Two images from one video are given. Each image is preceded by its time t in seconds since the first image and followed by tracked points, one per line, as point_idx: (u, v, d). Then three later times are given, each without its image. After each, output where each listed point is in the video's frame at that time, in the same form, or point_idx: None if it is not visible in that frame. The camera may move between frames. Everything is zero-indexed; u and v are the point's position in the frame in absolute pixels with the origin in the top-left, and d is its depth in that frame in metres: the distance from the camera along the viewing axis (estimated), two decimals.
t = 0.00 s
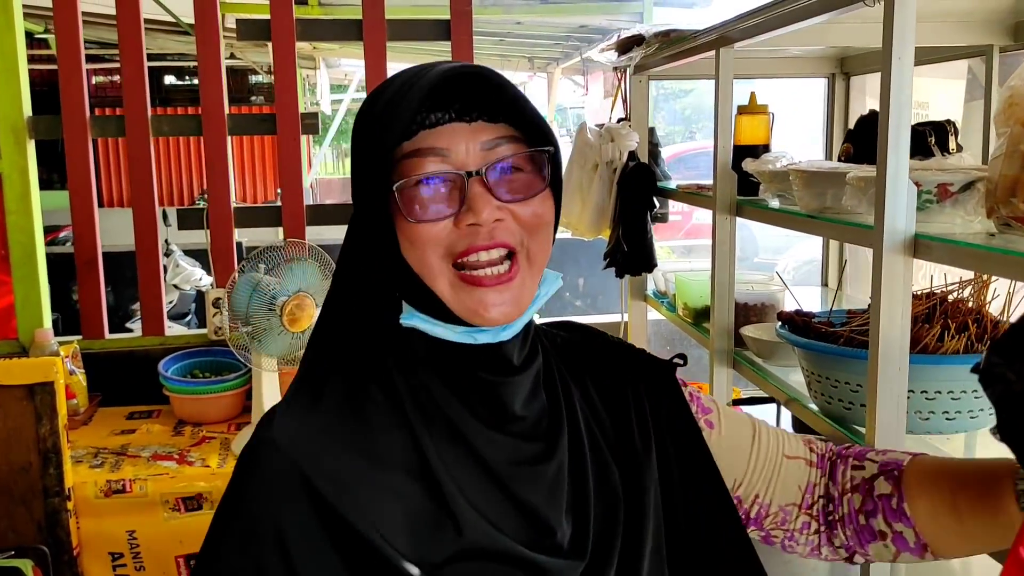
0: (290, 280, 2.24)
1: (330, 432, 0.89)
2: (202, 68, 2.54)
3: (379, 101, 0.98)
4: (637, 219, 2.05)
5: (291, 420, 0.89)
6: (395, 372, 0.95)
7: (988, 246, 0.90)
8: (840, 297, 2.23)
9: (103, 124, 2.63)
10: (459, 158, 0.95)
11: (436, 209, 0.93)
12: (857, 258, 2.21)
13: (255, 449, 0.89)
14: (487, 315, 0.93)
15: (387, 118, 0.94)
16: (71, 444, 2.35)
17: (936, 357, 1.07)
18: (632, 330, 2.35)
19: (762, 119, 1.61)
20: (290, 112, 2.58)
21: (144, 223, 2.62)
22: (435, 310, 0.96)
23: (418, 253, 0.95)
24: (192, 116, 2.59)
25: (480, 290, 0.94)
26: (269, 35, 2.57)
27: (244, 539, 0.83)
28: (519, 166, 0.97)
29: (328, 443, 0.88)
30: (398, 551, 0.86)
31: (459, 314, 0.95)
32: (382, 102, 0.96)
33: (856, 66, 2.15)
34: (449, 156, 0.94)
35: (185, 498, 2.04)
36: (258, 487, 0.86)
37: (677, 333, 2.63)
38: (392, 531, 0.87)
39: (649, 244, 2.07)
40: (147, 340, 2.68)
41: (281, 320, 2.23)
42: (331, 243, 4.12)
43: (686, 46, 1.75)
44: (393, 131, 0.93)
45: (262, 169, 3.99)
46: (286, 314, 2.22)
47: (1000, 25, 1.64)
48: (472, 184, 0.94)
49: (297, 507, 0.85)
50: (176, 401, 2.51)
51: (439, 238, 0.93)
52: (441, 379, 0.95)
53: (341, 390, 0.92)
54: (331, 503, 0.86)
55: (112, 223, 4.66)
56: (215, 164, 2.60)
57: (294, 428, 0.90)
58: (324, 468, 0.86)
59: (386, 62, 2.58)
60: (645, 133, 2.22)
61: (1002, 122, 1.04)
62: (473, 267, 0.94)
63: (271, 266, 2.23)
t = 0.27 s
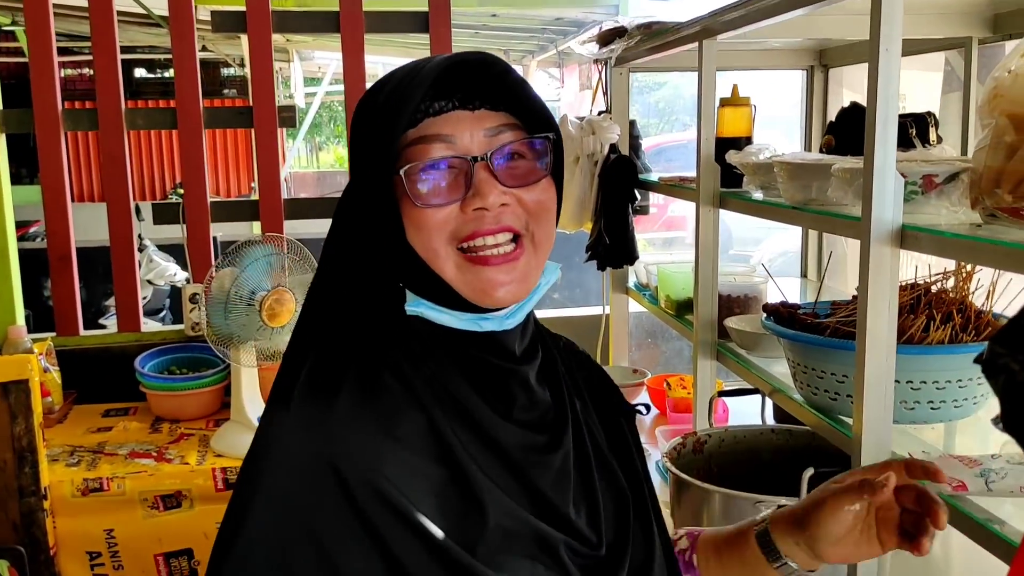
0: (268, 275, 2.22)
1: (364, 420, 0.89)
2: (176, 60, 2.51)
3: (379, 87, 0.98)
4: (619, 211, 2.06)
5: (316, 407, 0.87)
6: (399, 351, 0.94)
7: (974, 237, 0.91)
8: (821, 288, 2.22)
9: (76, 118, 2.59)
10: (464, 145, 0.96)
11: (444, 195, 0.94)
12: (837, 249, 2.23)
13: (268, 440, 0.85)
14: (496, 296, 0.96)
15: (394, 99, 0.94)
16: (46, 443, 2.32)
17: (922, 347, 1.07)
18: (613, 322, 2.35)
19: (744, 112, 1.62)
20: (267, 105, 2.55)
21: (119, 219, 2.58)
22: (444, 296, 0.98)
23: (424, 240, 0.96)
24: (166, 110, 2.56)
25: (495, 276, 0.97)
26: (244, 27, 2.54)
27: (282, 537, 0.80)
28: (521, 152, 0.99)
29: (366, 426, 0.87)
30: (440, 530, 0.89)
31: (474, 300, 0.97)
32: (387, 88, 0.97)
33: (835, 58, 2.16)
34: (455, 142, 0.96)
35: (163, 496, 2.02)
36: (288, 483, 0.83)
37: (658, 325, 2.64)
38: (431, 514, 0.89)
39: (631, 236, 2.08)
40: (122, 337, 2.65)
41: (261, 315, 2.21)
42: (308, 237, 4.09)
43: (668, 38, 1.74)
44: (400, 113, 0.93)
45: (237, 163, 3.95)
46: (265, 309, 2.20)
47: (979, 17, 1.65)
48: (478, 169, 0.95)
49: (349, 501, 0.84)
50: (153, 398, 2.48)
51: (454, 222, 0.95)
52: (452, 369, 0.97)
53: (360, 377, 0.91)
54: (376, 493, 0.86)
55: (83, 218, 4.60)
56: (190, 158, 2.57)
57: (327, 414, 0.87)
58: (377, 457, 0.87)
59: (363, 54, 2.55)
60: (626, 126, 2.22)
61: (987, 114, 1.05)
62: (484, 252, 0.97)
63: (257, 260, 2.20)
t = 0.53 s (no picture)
0: (236, 265, 2.19)
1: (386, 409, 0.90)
2: (139, 47, 2.47)
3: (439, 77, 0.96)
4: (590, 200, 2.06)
5: (344, 399, 0.88)
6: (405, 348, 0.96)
7: (945, 220, 0.92)
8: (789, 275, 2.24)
9: (36, 105, 2.54)
10: (519, 150, 0.98)
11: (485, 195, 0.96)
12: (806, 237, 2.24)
13: (284, 435, 0.87)
14: (526, 297, 1.01)
15: (477, 105, 0.93)
16: (8, 436, 2.28)
17: (893, 331, 1.08)
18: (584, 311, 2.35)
19: (714, 100, 1.63)
20: (233, 93, 2.51)
21: (81, 208, 2.54)
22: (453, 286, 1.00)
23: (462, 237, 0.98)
24: (129, 97, 2.51)
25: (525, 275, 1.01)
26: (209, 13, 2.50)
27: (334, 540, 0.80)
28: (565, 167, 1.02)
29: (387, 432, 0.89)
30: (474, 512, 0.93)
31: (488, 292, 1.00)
32: (458, 85, 0.95)
33: (802, 48, 2.17)
34: (512, 146, 0.98)
35: (130, 489, 1.99)
36: (327, 471, 0.85)
37: (628, 314, 2.65)
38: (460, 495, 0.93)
39: (601, 225, 2.07)
40: (85, 329, 2.60)
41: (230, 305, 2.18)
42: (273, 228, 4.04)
43: (640, 26, 1.75)
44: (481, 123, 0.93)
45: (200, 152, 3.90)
46: (234, 299, 2.18)
47: (945, 7, 1.67)
48: (530, 177, 0.98)
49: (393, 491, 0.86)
50: (117, 390, 2.44)
51: (494, 223, 0.97)
52: (455, 356, 1.00)
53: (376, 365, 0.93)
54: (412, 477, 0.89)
55: (42, 209, 4.51)
56: (155, 146, 2.53)
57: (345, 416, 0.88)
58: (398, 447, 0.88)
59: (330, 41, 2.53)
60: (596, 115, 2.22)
61: (957, 100, 1.06)
62: (514, 252, 1.00)
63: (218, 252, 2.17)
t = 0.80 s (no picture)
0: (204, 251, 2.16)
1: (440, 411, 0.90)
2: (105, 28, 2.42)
3: (532, 92, 0.93)
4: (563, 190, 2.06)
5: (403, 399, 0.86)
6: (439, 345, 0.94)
7: (919, 217, 0.93)
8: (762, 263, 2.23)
9: None
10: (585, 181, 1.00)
11: (549, 217, 0.97)
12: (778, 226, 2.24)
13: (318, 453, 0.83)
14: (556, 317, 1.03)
15: (581, 141, 0.93)
16: None
17: (867, 326, 1.09)
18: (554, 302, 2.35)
19: (690, 92, 1.63)
20: (201, 77, 2.48)
21: (43, 192, 2.48)
22: (490, 295, 0.98)
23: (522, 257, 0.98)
24: (94, 80, 2.46)
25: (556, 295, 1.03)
26: None
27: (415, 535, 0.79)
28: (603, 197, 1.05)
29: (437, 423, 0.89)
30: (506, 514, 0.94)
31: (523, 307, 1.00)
32: (557, 108, 0.94)
33: (775, 41, 2.18)
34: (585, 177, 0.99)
35: (94, 478, 1.96)
36: (388, 471, 0.83)
37: (597, 305, 2.65)
38: (500, 500, 0.94)
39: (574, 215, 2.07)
40: (47, 315, 2.55)
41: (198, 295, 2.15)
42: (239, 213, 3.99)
43: (616, 17, 1.74)
44: (581, 162, 0.93)
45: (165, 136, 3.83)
46: (201, 287, 2.14)
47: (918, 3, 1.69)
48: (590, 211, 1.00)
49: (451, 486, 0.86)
50: (80, 378, 2.40)
51: (548, 242, 0.98)
52: (470, 356, 1.00)
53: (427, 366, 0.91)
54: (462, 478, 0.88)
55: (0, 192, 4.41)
56: (120, 130, 2.48)
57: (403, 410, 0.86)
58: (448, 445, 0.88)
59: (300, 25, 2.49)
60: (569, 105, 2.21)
61: (933, 98, 1.07)
62: (552, 273, 1.02)
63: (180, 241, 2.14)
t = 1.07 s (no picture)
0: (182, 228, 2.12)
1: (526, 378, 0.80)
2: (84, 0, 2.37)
3: (582, 56, 0.85)
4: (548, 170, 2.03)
5: (479, 377, 0.76)
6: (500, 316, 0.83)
7: (914, 189, 0.91)
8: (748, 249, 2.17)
9: None
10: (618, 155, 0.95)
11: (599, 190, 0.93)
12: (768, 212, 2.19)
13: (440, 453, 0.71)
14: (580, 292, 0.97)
15: (639, 109, 0.85)
16: None
17: (856, 303, 1.07)
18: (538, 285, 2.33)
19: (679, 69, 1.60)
20: (182, 51, 2.43)
21: (19, 166, 2.43)
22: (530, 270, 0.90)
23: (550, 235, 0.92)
24: (72, 53, 2.41)
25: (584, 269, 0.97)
26: None
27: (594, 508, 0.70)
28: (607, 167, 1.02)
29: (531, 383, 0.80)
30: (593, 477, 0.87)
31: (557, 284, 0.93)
32: (609, 73, 0.85)
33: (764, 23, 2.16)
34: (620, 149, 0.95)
35: (67, 457, 1.92)
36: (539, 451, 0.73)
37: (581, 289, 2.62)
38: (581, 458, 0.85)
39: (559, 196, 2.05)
40: (22, 292, 2.50)
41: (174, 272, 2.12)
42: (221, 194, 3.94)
43: None
44: (639, 134, 0.85)
45: (146, 114, 3.78)
46: (179, 264, 2.11)
47: None
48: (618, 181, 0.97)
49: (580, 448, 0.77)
50: (54, 355, 2.35)
51: (586, 217, 0.92)
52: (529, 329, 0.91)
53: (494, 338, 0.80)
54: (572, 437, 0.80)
55: None
56: (98, 104, 2.43)
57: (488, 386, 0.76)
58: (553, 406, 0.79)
59: None
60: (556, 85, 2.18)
61: (926, 72, 1.06)
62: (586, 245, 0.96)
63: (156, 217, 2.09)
